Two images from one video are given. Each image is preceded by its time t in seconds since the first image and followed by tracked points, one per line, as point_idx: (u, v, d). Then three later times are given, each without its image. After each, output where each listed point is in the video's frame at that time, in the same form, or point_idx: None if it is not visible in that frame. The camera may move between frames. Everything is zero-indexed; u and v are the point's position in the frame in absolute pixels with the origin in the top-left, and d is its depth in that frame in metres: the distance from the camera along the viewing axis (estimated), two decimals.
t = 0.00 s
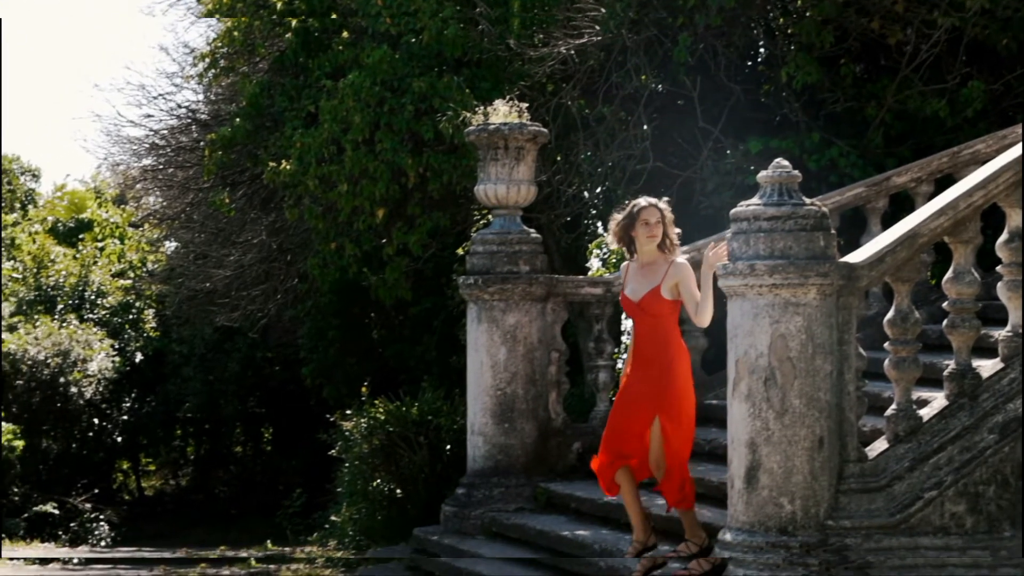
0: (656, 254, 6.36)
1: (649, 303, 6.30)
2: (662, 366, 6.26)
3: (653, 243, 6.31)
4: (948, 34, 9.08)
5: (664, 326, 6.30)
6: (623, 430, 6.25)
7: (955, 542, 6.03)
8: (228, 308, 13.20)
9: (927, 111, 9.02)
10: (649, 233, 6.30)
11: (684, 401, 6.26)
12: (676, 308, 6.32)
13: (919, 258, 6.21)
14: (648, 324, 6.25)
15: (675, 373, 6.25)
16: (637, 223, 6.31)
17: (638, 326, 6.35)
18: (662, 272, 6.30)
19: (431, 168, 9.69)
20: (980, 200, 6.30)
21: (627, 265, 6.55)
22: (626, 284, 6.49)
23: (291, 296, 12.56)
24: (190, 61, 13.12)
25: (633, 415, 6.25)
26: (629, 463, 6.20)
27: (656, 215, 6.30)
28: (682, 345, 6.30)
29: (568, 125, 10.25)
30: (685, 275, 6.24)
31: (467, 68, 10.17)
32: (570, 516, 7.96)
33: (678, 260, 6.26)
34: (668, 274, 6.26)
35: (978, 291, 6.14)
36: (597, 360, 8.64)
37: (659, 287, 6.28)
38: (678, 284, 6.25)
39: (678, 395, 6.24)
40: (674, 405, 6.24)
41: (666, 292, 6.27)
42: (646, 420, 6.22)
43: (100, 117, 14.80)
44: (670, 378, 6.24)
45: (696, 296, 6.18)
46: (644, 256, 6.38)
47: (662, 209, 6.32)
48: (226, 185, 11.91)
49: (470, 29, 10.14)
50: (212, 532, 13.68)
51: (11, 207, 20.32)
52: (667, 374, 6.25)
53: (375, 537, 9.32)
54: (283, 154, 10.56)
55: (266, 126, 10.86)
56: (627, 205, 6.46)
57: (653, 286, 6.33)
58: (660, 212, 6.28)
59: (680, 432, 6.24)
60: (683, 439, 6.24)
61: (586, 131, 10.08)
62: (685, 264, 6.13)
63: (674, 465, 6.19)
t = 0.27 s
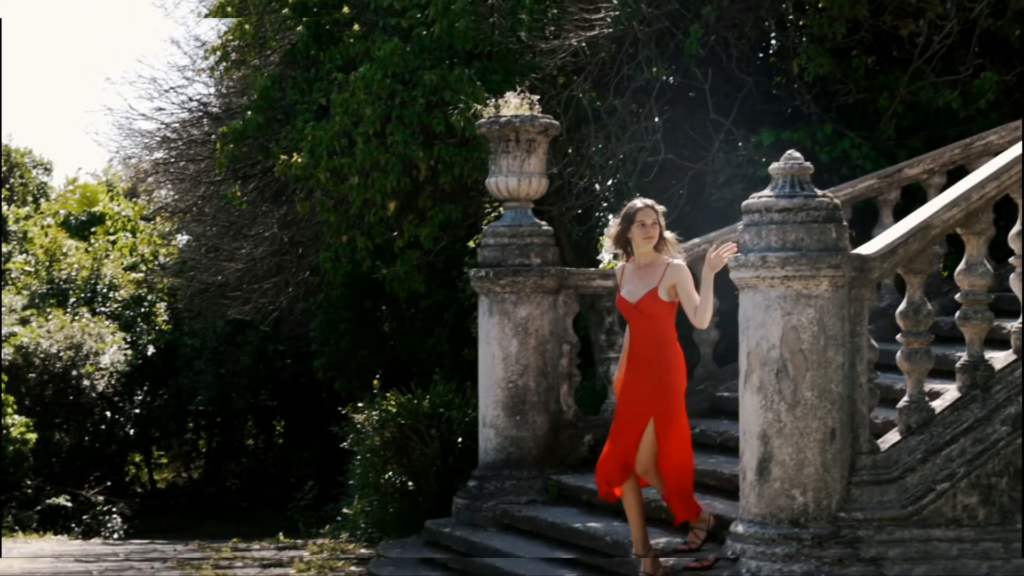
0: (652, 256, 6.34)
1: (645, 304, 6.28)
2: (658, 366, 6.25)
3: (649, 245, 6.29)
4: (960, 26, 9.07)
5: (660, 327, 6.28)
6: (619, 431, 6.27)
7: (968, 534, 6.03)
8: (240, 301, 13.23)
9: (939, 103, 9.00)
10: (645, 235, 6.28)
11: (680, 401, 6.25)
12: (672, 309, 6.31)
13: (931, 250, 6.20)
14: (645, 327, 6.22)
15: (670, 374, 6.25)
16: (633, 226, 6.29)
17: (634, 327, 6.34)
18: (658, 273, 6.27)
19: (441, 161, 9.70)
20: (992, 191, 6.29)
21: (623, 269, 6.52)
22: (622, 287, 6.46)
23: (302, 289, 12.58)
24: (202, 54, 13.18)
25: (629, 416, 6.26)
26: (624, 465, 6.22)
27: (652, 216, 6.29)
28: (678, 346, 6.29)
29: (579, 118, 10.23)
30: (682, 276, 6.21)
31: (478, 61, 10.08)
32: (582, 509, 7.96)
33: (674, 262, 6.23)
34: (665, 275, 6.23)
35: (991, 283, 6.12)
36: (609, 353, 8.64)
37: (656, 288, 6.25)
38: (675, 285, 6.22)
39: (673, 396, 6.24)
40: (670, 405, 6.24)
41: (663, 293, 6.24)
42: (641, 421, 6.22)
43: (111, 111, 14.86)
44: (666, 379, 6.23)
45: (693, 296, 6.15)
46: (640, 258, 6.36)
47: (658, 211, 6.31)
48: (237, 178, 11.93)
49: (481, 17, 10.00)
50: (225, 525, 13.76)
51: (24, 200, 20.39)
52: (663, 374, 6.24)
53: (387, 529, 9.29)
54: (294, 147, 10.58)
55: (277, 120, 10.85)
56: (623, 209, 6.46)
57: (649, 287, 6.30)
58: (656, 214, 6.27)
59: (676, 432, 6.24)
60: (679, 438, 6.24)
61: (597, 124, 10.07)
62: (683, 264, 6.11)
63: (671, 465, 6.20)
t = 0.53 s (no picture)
0: (648, 260, 6.32)
1: (641, 308, 6.27)
2: (651, 370, 6.26)
3: (645, 250, 6.28)
4: (970, 18, 9.05)
5: (655, 331, 6.27)
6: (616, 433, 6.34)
7: (978, 527, 6.04)
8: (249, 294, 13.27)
9: (950, 95, 8.99)
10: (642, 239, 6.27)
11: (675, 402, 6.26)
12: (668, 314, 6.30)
13: (942, 243, 6.18)
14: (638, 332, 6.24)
15: (664, 377, 6.24)
16: (630, 230, 6.27)
17: (630, 331, 6.35)
18: (654, 278, 6.26)
19: (451, 154, 9.75)
20: (1003, 183, 6.28)
21: (617, 272, 6.51)
22: (617, 291, 6.45)
23: (311, 284, 12.58)
24: (211, 48, 13.24)
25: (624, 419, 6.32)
26: (619, 467, 6.30)
27: (648, 221, 6.27)
28: (674, 349, 6.28)
29: (589, 112, 10.23)
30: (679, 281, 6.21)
31: (486, 55, 9.98)
32: (591, 502, 7.96)
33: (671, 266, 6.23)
34: (662, 279, 6.22)
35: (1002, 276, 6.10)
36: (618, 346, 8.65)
37: (652, 292, 6.24)
38: (671, 290, 6.21)
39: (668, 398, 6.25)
40: (664, 408, 6.25)
41: (659, 298, 6.24)
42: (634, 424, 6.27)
43: (121, 106, 14.90)
44: (659, 382, 6.24)
45: (689, 301, 6.15)
46: (636, 262, 6.34)
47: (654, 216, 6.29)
48: (247, 172, 11.95)
49: (490, 8, 9.84)
50: (236, 518, 13.81)
51: (34, 194, 20.41)
52: (656, 378, 6.24)
53: (397, 522, 9.41)
54: (304, 141, 10.59)
55: (286, 114, 10.83)
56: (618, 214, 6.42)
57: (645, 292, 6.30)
58: (653, 219, 6.25)
59: (672, 434, 6.25)
60: (675, 439, 6.26)
61: (607, 117, 10.04)
62: (680, 270, 6.10)
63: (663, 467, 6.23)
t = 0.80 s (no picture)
0: (643, 272, 6.33)
1: (635, 320, 6.24)
2: (643, 379, 6.23)
3: (641, 261, 6.30)
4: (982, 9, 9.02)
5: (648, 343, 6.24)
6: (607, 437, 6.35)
7: (990, 519, 6.00)
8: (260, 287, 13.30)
9: (962, 87, 8.96)
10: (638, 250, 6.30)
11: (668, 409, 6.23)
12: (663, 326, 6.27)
13: (954, 234, 6.17)
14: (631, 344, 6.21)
15: (654, 385, 6.21)
16: (626, 240, 6.31)
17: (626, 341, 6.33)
18: (649, 290, 6.26)
19: (461, 146, 9.81)
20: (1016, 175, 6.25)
21: (611, 285, 6.50)
22: (610, 304, 6.43)
23: (323, 277, 12.58)
24: (221, 41, 13.27)
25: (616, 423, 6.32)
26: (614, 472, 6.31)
27: (644, 231, 6.31)
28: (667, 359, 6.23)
29: (600, 104, 10.23)
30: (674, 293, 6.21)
31: (497, 47, 9.97)
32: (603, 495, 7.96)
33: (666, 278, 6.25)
34: (658, 290, 6.22)
35: (1015, 267, 6.07)
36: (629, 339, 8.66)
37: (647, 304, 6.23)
38: (666, 301, 6.22)
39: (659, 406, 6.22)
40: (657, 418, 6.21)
41: (654, 310, 6.22)
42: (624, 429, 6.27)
43: (132, 99, 14.92)
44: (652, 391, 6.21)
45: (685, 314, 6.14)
46: (630, 274, 6.35)
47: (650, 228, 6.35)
48: (258, 165, 11.97)
49: None
50: (247, 510, 13.86)
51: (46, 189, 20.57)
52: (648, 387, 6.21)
53: (408, 514, 9.56)
54: (314, 134, 10.61)
55: (297, 107, 10.90)
56: (613, 225, 6.48)
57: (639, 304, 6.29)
58: (649, 229, 6.30)
59: (664, 440, 6.24)
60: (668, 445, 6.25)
61: (617, 110, 10.06)
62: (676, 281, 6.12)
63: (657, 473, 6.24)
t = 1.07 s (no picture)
0: (635, 279, 6.23)
1: (628, 326, 6.14)
2: (639, 379, 6.10)
3: (633, 266, 6.22)
4: None
5: (643, 346, 6.12)
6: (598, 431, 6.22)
7: (1003, 511, 5.97)
8: (271, 281, 13.33)
9: (974, 78, 8.94)
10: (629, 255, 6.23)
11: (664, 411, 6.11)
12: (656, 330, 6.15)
13: (966, 226, 6.15)
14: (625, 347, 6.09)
15: (651, 385, 6.08)
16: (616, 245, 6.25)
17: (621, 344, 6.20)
18: (642, 294, 6.14)
19: (472, 140, 9.82)
20: None
21: (603, 293, 6.40)
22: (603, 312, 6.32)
23: (334, 269, 12.60)
24: (232, 35, 13.31)
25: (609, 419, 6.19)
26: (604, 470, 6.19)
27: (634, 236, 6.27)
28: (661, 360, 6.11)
29: (610, 96, 10.24)
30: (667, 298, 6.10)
31: (507, 40, 9.98)
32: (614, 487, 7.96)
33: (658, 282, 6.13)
34: (650, 294, 6.11)
35: None
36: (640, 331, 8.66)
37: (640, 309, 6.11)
38: (659, 306, 6.10)
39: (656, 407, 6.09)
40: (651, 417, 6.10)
41: (647, 315, 6.11)
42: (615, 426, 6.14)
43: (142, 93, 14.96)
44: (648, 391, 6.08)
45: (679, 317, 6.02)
46: (622, 280, 6.25)
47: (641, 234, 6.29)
48: (269, 158, 11.97)
49: None
50: (259, 503, 13.90)
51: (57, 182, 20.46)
52: (646, 388, 6.08)
53: (420, 507, 9.58)
54: (326, 127, 10.63)
55: (308, 100, 10.93)
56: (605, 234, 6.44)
57: (632, 310, 6.18)
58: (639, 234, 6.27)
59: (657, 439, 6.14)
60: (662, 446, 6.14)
61: (627, 102, 10.06)
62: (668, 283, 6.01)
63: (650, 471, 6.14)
